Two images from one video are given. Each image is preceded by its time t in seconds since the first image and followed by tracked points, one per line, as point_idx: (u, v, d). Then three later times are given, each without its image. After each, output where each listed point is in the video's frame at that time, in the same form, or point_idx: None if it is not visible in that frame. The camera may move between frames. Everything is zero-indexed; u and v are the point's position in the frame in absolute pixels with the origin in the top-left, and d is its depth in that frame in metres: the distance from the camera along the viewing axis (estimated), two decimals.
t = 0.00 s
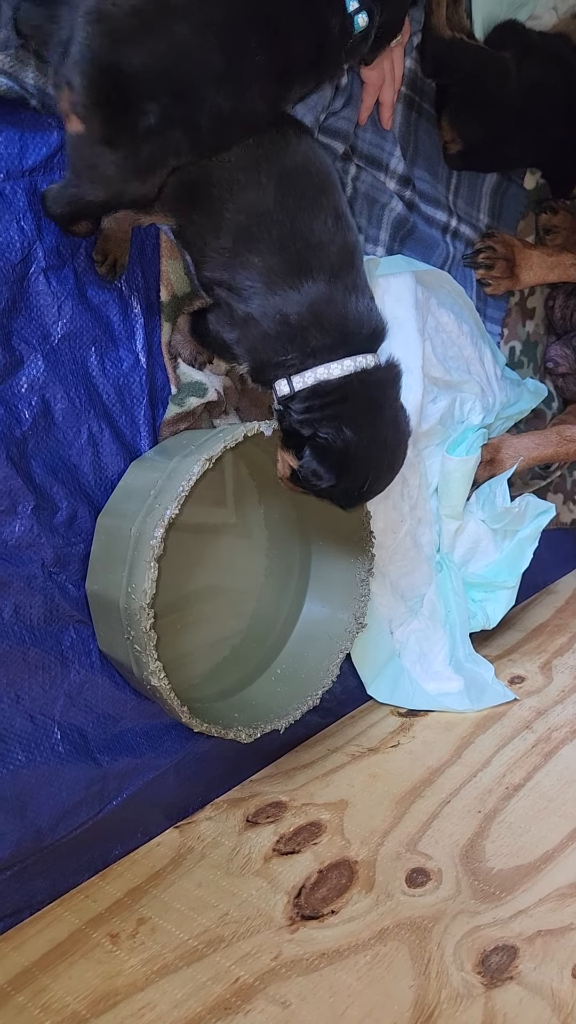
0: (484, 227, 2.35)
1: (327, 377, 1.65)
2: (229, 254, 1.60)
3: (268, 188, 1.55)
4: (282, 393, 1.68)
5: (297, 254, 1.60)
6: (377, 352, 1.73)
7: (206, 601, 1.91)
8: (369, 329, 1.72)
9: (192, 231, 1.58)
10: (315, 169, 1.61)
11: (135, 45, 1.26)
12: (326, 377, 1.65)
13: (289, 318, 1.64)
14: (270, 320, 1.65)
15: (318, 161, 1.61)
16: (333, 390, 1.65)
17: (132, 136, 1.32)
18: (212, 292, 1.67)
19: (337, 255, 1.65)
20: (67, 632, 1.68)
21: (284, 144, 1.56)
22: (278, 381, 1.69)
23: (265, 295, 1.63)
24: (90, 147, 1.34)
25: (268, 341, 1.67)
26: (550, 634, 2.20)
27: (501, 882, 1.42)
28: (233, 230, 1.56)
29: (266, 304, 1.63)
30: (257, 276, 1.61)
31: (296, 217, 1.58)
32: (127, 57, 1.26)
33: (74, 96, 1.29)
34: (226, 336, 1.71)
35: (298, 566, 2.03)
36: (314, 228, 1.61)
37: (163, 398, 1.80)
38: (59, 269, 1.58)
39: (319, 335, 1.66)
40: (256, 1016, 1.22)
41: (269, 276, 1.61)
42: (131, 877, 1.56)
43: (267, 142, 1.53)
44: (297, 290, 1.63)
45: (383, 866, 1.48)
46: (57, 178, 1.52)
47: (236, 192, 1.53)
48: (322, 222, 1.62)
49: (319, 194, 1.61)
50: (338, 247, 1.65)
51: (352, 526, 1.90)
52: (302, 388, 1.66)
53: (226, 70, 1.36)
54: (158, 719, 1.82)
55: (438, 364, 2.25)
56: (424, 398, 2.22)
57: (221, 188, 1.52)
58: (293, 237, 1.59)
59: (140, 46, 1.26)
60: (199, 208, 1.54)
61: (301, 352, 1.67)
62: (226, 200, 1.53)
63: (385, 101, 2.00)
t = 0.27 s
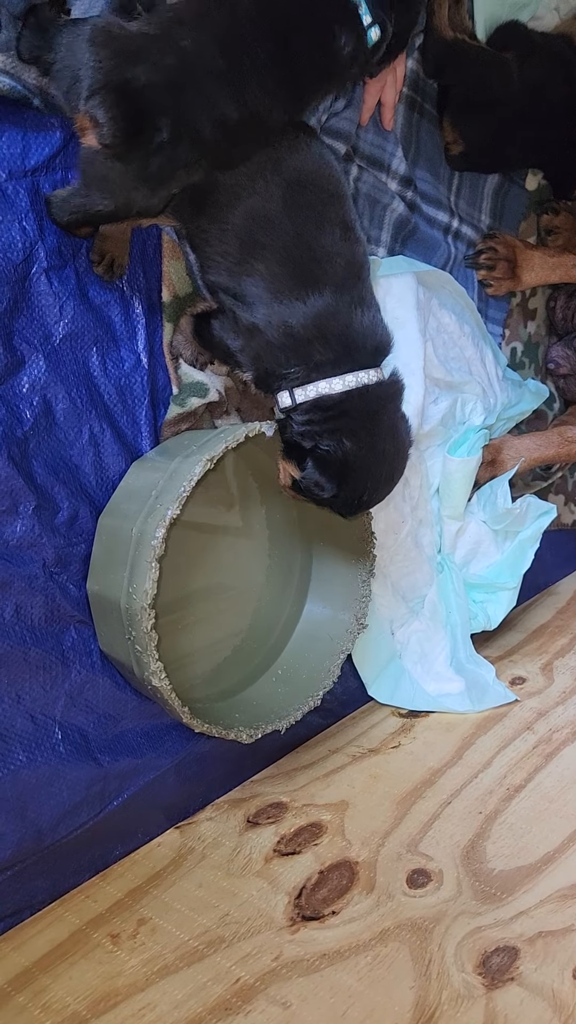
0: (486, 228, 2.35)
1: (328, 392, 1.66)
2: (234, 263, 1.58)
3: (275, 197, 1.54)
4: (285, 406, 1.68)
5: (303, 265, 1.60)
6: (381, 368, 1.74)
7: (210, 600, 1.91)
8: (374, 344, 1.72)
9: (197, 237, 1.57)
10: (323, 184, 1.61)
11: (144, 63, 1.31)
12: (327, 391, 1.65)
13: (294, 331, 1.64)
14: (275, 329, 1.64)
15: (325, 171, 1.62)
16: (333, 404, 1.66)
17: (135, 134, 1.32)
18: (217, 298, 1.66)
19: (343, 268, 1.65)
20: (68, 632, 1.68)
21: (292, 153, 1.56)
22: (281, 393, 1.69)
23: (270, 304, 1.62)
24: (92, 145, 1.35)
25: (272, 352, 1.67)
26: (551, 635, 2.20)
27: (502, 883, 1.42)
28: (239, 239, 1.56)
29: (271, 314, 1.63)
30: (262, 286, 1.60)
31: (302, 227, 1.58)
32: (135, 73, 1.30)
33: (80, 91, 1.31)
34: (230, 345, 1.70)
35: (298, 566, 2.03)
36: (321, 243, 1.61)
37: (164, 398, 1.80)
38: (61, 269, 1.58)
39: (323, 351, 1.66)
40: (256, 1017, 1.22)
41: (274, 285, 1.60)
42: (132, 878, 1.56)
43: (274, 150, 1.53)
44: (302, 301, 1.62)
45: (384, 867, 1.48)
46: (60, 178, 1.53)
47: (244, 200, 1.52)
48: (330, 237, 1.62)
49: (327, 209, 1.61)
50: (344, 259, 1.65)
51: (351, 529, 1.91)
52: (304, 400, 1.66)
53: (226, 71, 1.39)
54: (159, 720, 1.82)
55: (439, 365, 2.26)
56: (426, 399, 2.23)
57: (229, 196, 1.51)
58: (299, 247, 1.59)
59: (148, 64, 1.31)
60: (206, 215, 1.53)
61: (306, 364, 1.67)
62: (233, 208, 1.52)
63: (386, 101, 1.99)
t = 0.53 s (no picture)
0: (487, 227, 2.35)
1: (324, 404, 1.69)
2: (241, 272, 1.60)
3: (283, 210, 1.57)
4: (280, 409, 1.71)
5: (309, 275, 1.62)
6: (382, 387, 1.76)
7: (204, 601, 1.89)
8: (378, 360, 1.74)
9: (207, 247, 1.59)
10: (333, 199, 1.64)
11: (150, 55, 1.29)
12: (324, 401, 1.68)
13: (297, 339, 1.65)
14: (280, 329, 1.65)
15: (336, 187, 1.65)
16: (329, 417, 1.69)
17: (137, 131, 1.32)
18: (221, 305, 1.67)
19: (349, 281, 1.67)
20: (69, 632, 1.68)
21: (302, 169, 1.59)
22: (278, 398, 1.71)
23: (274, 313, 1.64)
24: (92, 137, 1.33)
25: (274, 360, 1.69)
26: (552, 635, 2.20)
27: (502, 883, 1.42)
28: (245, 250, 1.58)
29: (274, 321, 1.64)
30: (268, 295, 1.62)
31: (309, 240, 1.61)
32: (140, 66, 1.28)
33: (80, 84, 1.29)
34: (232, 350, 1.73)
35: (298, 566, 2.03)
36: (328, 257, 1.63)
37: (165, 398, 1.80)
38: (62, 269, 1.58)
39: (325, 362, 1.69)
40: (257, 1017, 1.22)
41: (279, 295, 1.62)
42: (132, 877, 1.56)
43: (285, 166, 1.57)
44: (306, 310, 1.64)
45: (384, 867, 1.48)
46: (60, 178, 1.53)
47: (251, 210, 1.55)
48: (336, 251, 1.65)
49: (334, 223, 1.64)
50: (350, 272, 1.67)
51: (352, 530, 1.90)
52: (301, 408, 1.69)
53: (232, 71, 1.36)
54: (159, 719, 1.82)
55: (440, 365, 2.26)
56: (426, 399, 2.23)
57: (233, 204, 1.54)
58: (306, 258, 1.61)
59: (153, 56, 1.29)
60: (211, 224, 1.56)
61: (307, 374, 1.69)
62: (241, 218, 1.55)
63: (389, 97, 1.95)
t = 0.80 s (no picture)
0: (487, 225, 2.34)
1: (319, 406, 1.65)
2: (244, 271, 1.61)
3: (288, 211, 1.57)
4: (275, 408, 1.69)
5: (313, 277, 1.62)
6: (378, 393, 1.74)
7: (204, 600, 1.89)
8: (378, 365, 1.73)
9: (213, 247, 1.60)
10: (340, 199, 1.64)
11: (155, 48, 1.28)
12: (318, 403, 1.65)
13: (298, 338, 1.65)
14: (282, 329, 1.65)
15: (343, 190, 1.65)
16: (322, 420, 1.65)
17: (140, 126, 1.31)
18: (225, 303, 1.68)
19: (352, 284, 1.67)
20: (68, 631, 1.68)
21: (309, 170, 1.59)
22: (273, 396, 1.70)
23: (276, 312, 1.64)
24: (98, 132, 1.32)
25: (275, 360, 1.69)
26: (552, 634, 2.20)
27: (502, 883, 1.42)
28: (250, 249, 1.58)
29: (276, 319, 1.64)
30: (271, 294, 1.62)
31: (314, 243, 1.60)
32: (144, 59, 1.28)
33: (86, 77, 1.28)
34: (232, 344, 1.73)
35: (298, 566, 2.03)
36: (333, 257, 1.63)
37: (164, 397, 1.79)
38: (61, 268, 1.58)
39: (325, 362, 1.68)
40: (256, 1016, 1.22)
41: (282, 295, 1.62)
42: (132, 877, 1.56)
43: (292, 167, 1.57)
44: (308, 311, 1.64)
45: (384, 867, 1.47)
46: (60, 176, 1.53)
47: (257, 211, 1.55)
48: (342, 252, 1.64)
49: (341, 223, 1.64)
50: (354, 275, 1.67)
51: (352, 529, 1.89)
52: (294, 408, 1.66)
53: (235, 64, 1.35)
54: (158, 719, 1.82)
55: (440, 364, 2.26)
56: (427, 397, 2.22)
57: (240, 205, 1.55)
58: (310, 260, 1.61)
59: (158, 49, 1.29)
60: (217, 221, 1.57)
61: (305, 376, 1.68)
62: (246, 219, 1.56)
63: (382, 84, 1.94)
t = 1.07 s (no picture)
0: (488, 223, 2.34)
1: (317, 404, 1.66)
2: (253, 269, 1.62)
3: (299, 213, 1.58)
4: (273, 403, 1.70)
5: (321, 279, 1.63)
6: (377, 398, 1.74)
7: (205, 599, 1.89)
8: (381, 372, 1.73)
9: (224, 245, 1.62)
10: (352, 200, 1.64)
11: (158, 43, 1.28)
12: (315, 402, 1.65)
13: (301, 337, 1.66)
14: (285, 328, 1.66)
15: (357, 195, 1.65)
16: (318, 418, 1.66)
17: (142, 123, 1.31)
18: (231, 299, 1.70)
19: (361, 289, 1.67)
20: (68, 630, 1.68)
21: (324, 173, 1.60)
22: (272, 390, 1.70)
23: (282, 310, 1.65)
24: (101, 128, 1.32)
25: (277, 359, 1.70)
26: (552, 633, 2.19)
27: (503, 882, 1.41)
28: (260, 247, 1.60)
29: (281, 317, 1.65)
30: (278, 293, 1.64)
31: (324, 246, 1.61)
32: (149, 54, 1.28)
33: (88, 75, 1.27)
34: (236, 339, 1.73)
35: (298, 566, 2.03)
36: (342, 259, 1.64)
37: (164, 396, 1.79)
38: (60, 266, 1.58)
39: (326, 363, 1.68)
40: (256, 1015, 1.21)
41: (288, 293, 1.63)
42: (132, 875, 1.56)
43: (307, 169, 1.57)
44: (314, 311, 1.65)
45: (384, 866, 1.47)
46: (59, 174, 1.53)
47: (267, 210, 1.56)
48: (351, 254, 1.65)
49: (352, 225, 1.64)
50: (362, 281, 1.67)
51: (352, 529, 1.88)
52: (292, 404, 1.67)
53: (239, 57, 1.36)
54: (158, 717, 1.82)
55: (441, 363, 2.25)
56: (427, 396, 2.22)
57: (252, 203, 1.56)
58: (318, 260, 1.62)
59: (161, 44, 1.28)
60: (227, 217, 1.58)
61: (305, 376, 1.69)
62: (257, 217, 1.57)
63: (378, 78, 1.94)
